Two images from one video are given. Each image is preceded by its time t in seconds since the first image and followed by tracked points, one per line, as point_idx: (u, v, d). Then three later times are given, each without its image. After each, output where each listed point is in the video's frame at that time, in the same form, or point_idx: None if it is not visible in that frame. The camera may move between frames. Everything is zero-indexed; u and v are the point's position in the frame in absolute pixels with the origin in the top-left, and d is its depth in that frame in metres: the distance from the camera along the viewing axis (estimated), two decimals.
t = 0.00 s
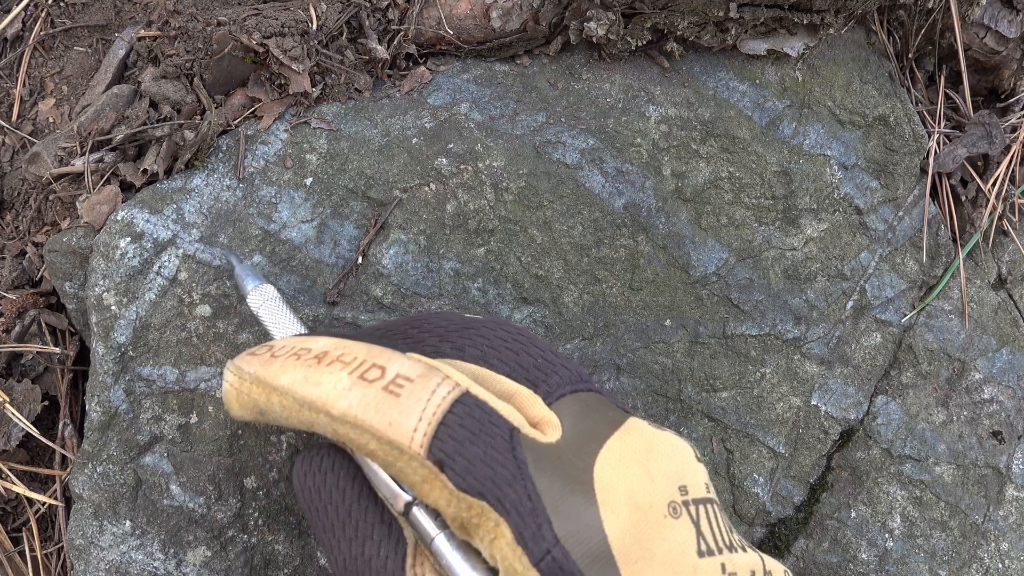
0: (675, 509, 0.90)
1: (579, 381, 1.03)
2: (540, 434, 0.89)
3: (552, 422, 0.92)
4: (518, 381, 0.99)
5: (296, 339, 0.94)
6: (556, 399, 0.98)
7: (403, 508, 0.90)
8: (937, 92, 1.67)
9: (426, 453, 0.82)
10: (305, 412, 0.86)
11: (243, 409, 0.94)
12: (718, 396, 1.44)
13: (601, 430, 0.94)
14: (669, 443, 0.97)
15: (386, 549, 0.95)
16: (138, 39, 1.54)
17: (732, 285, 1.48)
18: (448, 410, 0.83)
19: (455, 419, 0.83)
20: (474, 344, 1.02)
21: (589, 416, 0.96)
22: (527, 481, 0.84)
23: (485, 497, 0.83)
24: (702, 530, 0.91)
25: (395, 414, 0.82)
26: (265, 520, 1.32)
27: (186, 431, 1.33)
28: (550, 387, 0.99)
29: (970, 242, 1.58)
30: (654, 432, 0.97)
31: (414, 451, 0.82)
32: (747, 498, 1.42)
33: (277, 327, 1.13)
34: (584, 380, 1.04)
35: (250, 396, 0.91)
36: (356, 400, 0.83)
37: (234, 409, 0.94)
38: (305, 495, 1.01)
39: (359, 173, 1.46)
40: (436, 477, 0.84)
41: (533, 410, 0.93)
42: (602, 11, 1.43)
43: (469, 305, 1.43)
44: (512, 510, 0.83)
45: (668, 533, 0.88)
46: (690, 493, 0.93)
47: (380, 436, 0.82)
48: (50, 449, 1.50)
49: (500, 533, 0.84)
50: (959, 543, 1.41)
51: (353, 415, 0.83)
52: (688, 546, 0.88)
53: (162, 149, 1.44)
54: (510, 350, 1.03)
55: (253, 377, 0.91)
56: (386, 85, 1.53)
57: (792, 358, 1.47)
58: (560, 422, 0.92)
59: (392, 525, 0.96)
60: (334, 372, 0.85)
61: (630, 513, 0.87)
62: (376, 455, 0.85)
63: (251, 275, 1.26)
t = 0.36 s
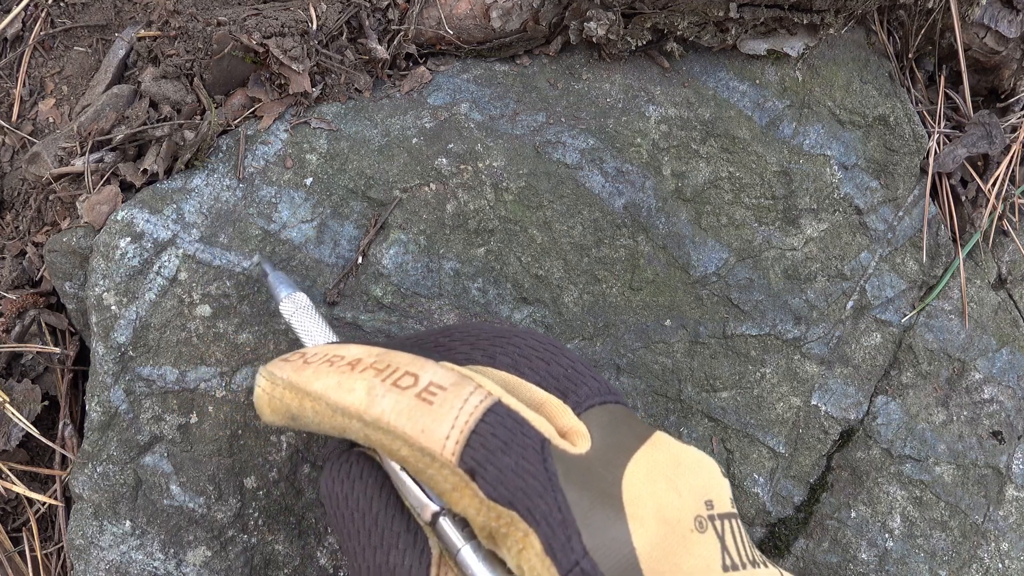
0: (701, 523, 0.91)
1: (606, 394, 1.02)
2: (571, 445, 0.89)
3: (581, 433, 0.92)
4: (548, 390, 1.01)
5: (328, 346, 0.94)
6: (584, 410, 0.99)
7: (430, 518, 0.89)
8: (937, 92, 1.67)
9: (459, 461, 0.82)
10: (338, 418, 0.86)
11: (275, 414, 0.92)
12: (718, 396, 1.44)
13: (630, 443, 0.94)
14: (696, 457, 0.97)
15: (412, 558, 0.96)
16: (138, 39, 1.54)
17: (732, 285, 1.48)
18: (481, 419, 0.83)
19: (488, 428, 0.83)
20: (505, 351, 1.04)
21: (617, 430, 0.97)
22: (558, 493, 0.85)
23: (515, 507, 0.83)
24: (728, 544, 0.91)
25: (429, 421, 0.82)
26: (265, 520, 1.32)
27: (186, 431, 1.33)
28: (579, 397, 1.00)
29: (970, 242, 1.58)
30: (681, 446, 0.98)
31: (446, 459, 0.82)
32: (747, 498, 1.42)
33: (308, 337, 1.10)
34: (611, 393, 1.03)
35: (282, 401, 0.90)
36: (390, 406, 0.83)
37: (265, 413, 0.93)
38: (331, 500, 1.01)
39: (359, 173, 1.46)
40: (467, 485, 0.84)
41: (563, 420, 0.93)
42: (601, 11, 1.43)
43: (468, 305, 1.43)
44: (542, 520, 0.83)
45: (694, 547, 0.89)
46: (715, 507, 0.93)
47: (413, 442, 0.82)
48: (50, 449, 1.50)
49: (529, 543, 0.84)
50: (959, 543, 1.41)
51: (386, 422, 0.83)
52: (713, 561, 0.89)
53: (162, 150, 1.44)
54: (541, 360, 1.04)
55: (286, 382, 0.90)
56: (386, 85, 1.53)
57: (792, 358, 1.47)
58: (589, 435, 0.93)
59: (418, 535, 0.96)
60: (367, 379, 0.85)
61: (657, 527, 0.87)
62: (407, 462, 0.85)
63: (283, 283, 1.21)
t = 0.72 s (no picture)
0: (705, 536, 0.84)
1: (605, 403, 0.98)
2: (570, 456, 0.86)
3: (582, 443, 0.88)
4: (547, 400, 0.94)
5: (325, 355, 0.92)
6: (586, 420, 0.93)
7: (427, 530, 0.87)
8: (937, 92, 1.67)
9: (459, 472, 0.80)
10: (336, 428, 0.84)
11: (270, 424, 0.90)
12: (718, 396, 1.44)
13: (627, 452, 0.89)
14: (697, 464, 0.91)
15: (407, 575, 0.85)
16: (138, 39, 1.54)
17: (732, 285, 1.48)
18: (482, 429, 0.81)
19: (489, 439, 0.81)
20: (505, 360, 0.98)
21: (618, 439, 0.91)
22: (559, 505, 0.81)
23: (516, 519, 0.80)
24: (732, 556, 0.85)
25: (429, 432, 0.80)
26: (265, 520, 1.32)
27: (186, 431, 1.33)
28: (581, 407, 0.95)
29: (970, 242, 1.58)
30: (680, 454, 0.91)
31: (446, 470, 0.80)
32: (747, 498, 1.42)
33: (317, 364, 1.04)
34: (612, 403, 0.99)
35: (278, 412, 0.88)
36: (390, 416, 0.81)
37: (259, 423, 0.90)
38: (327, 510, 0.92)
39: (359, 173, 1.46)
40: (466, 497, 0.81)
41: (563, 430, 0.90)
42: (601, 11, 1.44)
43: (469, 305, 1.43)
44: (542, 532, 0.80)
45: (697, 559, 0.82)
46: (717, 518, 0.87)
47: (412, 453, 0.80)
48: (50, 449, 1.50)
49: (529, 556, 0.81)
50: (959, 543, 1.41)
51: (386, 432, 0.81)
52: None
53: (162, 150, 1.44)
54: (540, 368, 0.99)
55: (282, 391, 0.87)
56: (386, 85, 1.53)
57: (792, 358, 1.47)
58: (590, 443, 0.89)
59: (416, 550, 0.87)
60: (367, 389, 0.84)
61: (658, 539, 0.81)
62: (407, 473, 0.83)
63: (280, 292, 1.25)
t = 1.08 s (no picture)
0: (641, 488, 0.88)
1: (542, 364, 0.99)
2: (500, 417, 0.88)
3: (515, 406, 0.90)
4: (480, 365, 0.97)
5: (254, 330, 0.95)
6: (520, 381, 0.95)
7: (370, 493, 0.89)
8: (937, 92, 1.67)
9: (386, 441, 0.83)
10: (263, 404, 0.87)
11: (202, 403, 0.96)
12: (718, 396, 1.44)
13: (566, 412, 0.91)
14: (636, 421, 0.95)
15: (357, 534, 0.93)
16: (138, 39, 1.54)
17: (732, 285, 1.48)
18: (407, 398, 0.84)
19: (414, 406, 0.83)
20: (437, 329, 1.00)
21: (556, 400, 0.93)
22: (489, 465, 0.83)
23: (447, 482, 0.83)
24: (670, 507, 0.90)
25: (353, 403, 0.83)
26: (265, 519, 1.32)
27: (186, 431, 1.33)
28: (514, 369, 0.97)
29: (970, 242, 1.58)
30: (620, 411, 0.95)
31: (374, 440, 0.83)
32: (747, 498, 1.42)
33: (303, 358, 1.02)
34: (548, 363, 1.00)
35: (210, 389, 0.93)
36: (313, 390, 0.84)
37: (192, 402, 0.97)
38: (274, 489, 1.01)
39: (360, 173, 1.46)
40: (398, 465, 0.84)
41: (496, 393, 0.92)
42: (602, 11, 1.43)
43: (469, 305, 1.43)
44: (474, 494, 0.82)
45: (633, 511, 0.87)
46: (656, 471, 0.91)
47: (339, 426, 0.83)
48: (50, 449, 1.50)
49: (464, 517, 0.84)
50: (959, 543, 1.41)
51: (311, 406, 0.84)
52: (654, 525, 0.87)
53: (162, 149, 1.44)
54: (471, 335, 1.01)
55: (212, 370, 0.93)
56: (386, 85, 1.53)
57: (792, 358, 1.47)
58: (523, 406, 0.91)
59: (360, 511, 0.94)
60: (290, 364, 0.86)
61: (595, 493, 0.85)
62: (338, 446, 0.85)
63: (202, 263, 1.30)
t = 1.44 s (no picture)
0: (705, 517, 0.87)
1: (608, 389, 0.96)
2: (571, 443, 0.87)
3: (585, 430, 0.89)
4: (547, 388, 0.93)
5: (322, 346, 0.92)
6: (589, 406, 0.92)
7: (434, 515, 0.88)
8: (937, 92, 1.67)
9: (461, 464, 0.81)
10: (337, 423, 0.85)
11: (272, 419, 0.90)
12: (718, 396, 1.44)
13: (631, 438, 0.90)
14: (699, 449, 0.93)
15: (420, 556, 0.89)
16: (138, 39, 1.54)
17: (732, 285, 1.48)
18: (482, 422, 0.82)
19: (489, 430, 0.82)
20: (505, 351, 0.96)
21: (620, 425, 0.92)
22: (561, 490, 0.83)
23: (520, 506, 0.83)
24: (734, 537, 0.88)
25: (429, 425, 0.81)
26: (265, 520, 1.32)
27: (186, 431, 1.33)
28: (581, 394, 0.93)
29: (970, 242, 1.58)
30: (682, 439, 0.94)
31: (448, 461, 0.81)
32: (746, 498, 1.42)
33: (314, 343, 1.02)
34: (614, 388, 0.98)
35: (277, 405, 0.89)
36: (390, 410, 0.82)
37: (261, 417, 0.91)
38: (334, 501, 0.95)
39: (360, 173, 1.46)
40: (470, 487, 0.83)
41: (564, 418, 0.90)
42: (601, 11, 1.43)
43: (469, 305, 1.43)
44: (546, 518, 0.82)
45: (696, 539, 0.85)
46: (719, 500, 0.89)
47: (413, 446, 0.82)
48: (50, 449, 1.50)
49: (534, 542, 0.84)
50: (959, 543, 1.41)
51: (386, 426, 0.82)
52: (718, 555, 0.85)
53: (162, 150, 1.44)
54: (538, 357, 0.97)
55: (282, 386, 0.88)
56: (386, 85, 1.53)
57: (792, 358, 1.47)
58: (592, 430, 0.89)
59: (425, 532, 0.90)
60: (364, 383, 0.84)
61: (660, 521, 0.84)
62: (409, 466, 0.84)
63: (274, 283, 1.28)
